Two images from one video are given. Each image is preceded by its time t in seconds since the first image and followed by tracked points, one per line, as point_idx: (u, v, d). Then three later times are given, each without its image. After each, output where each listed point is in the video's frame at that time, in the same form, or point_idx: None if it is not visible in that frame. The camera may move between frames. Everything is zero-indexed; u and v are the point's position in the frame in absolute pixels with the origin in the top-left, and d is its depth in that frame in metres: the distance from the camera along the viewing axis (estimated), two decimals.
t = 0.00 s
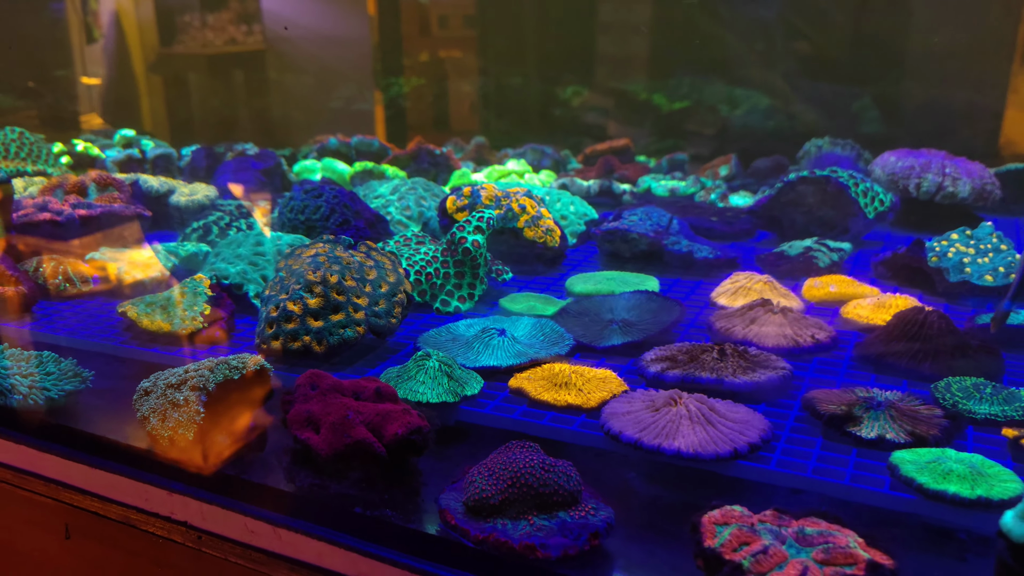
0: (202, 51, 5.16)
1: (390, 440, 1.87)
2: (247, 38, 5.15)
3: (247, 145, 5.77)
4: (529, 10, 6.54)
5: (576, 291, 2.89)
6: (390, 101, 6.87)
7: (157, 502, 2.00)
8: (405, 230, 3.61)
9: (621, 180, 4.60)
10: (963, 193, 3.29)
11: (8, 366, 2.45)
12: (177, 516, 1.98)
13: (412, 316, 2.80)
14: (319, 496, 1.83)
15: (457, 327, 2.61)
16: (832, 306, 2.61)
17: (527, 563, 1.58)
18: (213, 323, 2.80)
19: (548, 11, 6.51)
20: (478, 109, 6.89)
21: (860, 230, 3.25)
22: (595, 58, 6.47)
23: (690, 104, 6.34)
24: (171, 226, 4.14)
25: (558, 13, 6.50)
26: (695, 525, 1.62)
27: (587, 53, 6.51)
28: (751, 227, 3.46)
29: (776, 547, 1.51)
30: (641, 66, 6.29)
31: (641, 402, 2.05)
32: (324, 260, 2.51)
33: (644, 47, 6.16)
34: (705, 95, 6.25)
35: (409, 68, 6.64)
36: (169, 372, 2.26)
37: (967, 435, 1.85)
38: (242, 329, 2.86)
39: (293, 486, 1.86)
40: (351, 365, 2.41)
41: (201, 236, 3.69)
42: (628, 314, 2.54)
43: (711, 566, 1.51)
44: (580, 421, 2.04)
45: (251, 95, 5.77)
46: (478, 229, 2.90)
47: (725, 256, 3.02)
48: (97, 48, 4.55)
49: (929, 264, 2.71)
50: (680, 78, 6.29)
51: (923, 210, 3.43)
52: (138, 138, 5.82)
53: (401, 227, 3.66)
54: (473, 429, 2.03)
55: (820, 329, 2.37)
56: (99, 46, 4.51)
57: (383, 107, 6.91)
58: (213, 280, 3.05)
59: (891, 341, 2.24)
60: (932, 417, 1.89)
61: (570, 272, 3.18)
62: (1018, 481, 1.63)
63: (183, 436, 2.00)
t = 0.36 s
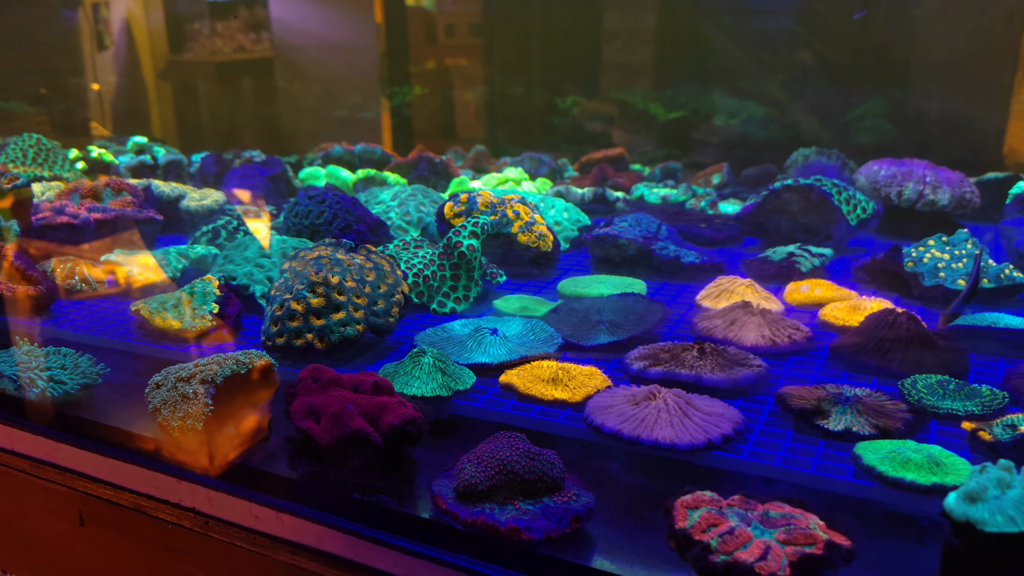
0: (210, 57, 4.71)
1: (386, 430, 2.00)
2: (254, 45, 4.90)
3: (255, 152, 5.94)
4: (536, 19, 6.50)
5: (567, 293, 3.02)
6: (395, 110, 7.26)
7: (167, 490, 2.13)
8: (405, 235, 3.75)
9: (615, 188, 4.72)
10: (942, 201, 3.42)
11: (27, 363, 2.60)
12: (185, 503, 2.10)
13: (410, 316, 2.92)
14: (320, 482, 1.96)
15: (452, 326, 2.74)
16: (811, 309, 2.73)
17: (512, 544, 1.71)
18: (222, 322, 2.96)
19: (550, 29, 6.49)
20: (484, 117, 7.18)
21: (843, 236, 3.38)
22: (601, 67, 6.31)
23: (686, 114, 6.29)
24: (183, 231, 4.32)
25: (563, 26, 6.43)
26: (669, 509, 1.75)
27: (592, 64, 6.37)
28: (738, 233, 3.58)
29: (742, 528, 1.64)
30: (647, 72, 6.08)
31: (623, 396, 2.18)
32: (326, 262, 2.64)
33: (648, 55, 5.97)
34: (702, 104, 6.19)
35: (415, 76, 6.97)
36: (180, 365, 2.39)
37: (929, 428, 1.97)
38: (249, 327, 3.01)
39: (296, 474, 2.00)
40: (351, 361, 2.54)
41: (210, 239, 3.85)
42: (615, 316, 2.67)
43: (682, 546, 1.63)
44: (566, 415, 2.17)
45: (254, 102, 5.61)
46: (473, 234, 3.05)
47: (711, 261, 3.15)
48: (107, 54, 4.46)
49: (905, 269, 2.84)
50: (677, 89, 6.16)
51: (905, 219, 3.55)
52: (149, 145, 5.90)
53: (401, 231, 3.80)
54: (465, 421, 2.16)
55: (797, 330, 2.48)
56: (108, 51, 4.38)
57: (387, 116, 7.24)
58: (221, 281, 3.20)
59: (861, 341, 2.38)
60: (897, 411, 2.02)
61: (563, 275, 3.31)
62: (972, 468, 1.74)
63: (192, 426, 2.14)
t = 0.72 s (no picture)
0: (219, 65, 5.87)
1: (380, 420, 2.12)
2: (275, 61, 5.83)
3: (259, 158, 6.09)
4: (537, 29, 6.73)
5: (558, 294, 3.13)
6: (398, 116, 7.26)
7: (172, 478, 2.22)
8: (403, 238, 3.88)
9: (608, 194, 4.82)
10: (925, 208, 3.52)
11: (42, 358, 2.71)
12: (190, 490, 2.20)
13: (406, 316, 3.04)
14: (318, 469, 2.07)
15: (446, 325, 2.86)
16: (793, 310, 2.85)
17: (498, 527, 1.81)
18: (226, 320, 3.08)
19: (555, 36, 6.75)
20: (488, 125, 7.19)
21: (828, 240, 3.50)
22: (606, 75, 6.65)
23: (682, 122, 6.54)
24: (190, 234, 4.46)
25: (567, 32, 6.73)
26: (646, 495, 1.86)
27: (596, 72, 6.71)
28: (726, 238, 3.68)
29: (712, 511, 1.75)
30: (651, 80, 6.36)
31: (606, 390, 2.31)
32: (326, 262, 2.76)
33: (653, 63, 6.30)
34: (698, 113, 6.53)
35: (421, 84, 7.01)
36: (187, 360, 2.54)
37: (897, 420, 2.08)
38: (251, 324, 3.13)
39: (295, 461, 2.11)
40: (349, 357, 2.66)
41: (216, 241, 3.98)
42: (602, 315, 2.79)
43: (656, 527, 1.74)
44: (552, 407, 2.28)
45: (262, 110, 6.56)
46: (467, 237, 3.15)
47: (698, 264, 3.28)
48: (117, 61, 5.13)
49: (885, 272, 2.95)
50: (674, 97, 6.46)
51: (889, 224, 3.66)
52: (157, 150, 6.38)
53: (399, 234, 3.93)
54: (456, 413, 2.27)
55: (776, 330, 2.60)
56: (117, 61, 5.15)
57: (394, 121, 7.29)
58: (226, 280, 3.31)
59: (836, 341, 2.49)
60: (866, 405, 2.13)
61: (555, 278, 3.42)
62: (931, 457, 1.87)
63: (199, 417, 2.30)
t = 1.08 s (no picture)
0: (225, 72, 6.32)
1: (380, 413, 2.21)
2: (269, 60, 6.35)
3: (265, 163, 6.23)
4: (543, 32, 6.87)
5: (553, 295, 3.23)
6: (402, 122, 7.19)
7: (180, 470, 2.32)
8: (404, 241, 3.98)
9: (606, 199, 4.93)
10: (913, 213, 3.61)
11: (56, 355, 2.82)
12: (197, 482, 2.29)
13: (407, 315, 3.13)
14: (321, 460, 2.16)
15: (445, 324, 2.96)
16: (781, 311, 2.94)
17: (493, 516, 1.90)
18: (234, 318, 3.19)
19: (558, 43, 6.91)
20: (492, 130, 7.12)
21: (818, 244, 3.60)
22: (608, 82, 6.87)
23: (681, 129, 6.65)
24: (198, 236, 4.56)
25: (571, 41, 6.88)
26: (633, 484, 1.96)
27: (600, 78, 6.87)
28: (719, 242, 3.78)
29: (696, 499, 1.84)
30: (653, 87, 6.69)
31: (598, 386, 2.40)
32: (329, 263, 2.86)
33: (656, 71, 6.63)
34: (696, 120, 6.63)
35: (426, 90, 6.93)
36: (194, 356, 2.61)
37: (877, 415, 2.17)
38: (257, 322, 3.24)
39: (299, 454, 2.20)
40: (351, 355, 2.75)
41: (223, 243, 4.09)
42: (596, 316, 2.89)
43: (642, 515, 1.83)
44: (546, 403, 2.38)
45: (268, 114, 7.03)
46: (465, 240, 3.26)
47: (691, 266, 3.38)
48: (123, 67, 5.39)
49: (871, 275, 3.03)
50: (674, 104, 6.68)
51: (878, 229, 3.74)
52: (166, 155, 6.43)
53: (401, 238, 4.03)
54: (454, 408, 2.37)
55: (764, 329, 2.69)
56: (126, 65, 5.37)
57: (400, 125, 7.17)
58: (233, 280, 3.46)
59: (822, 340, 2.58)
60: (848, 401, 2.22)
61: (551, 280, 3.52)
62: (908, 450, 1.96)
63: (205, 411, 2.39)
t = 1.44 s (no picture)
0: (228, 77, 6.37)
1: (378, 408, 2.28)
2: (270, 65, 6.32)
3: (268, 167, 6.33)
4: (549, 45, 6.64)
5: (548, 297, 3.31)
6: (403, 128, 7.42)
7: (184, 465, 2.39)
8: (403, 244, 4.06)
9: (601, 204, 5.02)
10: (901, 218, 3.69)
11: (66, 353, 2.89)
12: (201, 477, 2.36)
13: (405, 316, 3.20)
14: (320, 455, 2.23)
15: (442, 325, 3.03)
16: (771, 313, 3.01)
17: (486, 508, 1.97)
18: (237, 318, 3.26)
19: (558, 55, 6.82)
20: (492, 135, 7.29)
21: (808, 248, 3.68)
22: (610, 88, 6.88)
23: (677, 135, 6.77)
24: (201, 239, 4.63)
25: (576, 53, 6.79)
26: (622, 477, 2.03)
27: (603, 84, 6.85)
28: (711, 246, 3.86)
29: (681, 491, 1.92)
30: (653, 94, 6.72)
31: (589, 384, 2.48)
32: (329, 265, 2.94)
33: (657, 78, 6.63)
34: (693, 127, 6.79)
35: (427, 96, 7.09)
36: (199, 354, 2.69)
37: (860, 413, 2.24)
38: (260, 323, 3.32)
39: (300, 448, 2.28)
40: (351, 354, 2.82)
41: (226, 246, 4.15)
42: (590, 316, 2.98)
43: (630, 506, 1.91)
44: (539, 400, 2.46)
45: (272, 121, 7.11)
46: (462, 243, 3.37)
47: (683, 269, 3.46)
48: (126, 74, 5.37)
49: (858, 277, 3.15)
50: (670, 111, 6.79)
51: (868, 232, 3.81)
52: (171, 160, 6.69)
53: (400, 241, 4.11)
54: (450, 405, 2.45)
55: (752, 330, 2.79)
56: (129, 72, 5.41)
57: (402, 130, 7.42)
58: (236, 281, 3.53)
59: (808, 340, 2.66)
60: (831, 398, 2.30)
61: (547, 282, 3.60)
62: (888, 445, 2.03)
63: (208, 408, 2.47)
